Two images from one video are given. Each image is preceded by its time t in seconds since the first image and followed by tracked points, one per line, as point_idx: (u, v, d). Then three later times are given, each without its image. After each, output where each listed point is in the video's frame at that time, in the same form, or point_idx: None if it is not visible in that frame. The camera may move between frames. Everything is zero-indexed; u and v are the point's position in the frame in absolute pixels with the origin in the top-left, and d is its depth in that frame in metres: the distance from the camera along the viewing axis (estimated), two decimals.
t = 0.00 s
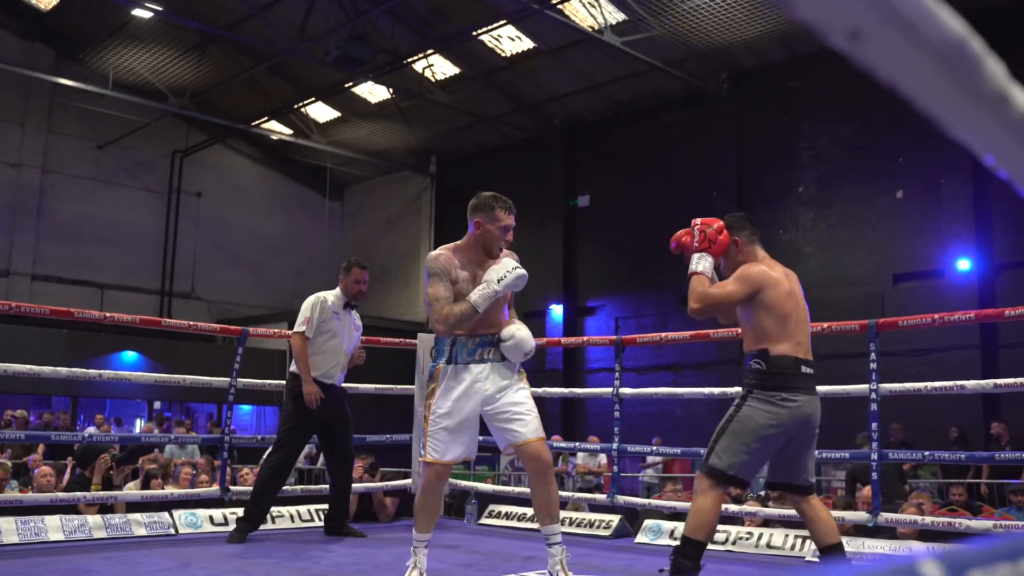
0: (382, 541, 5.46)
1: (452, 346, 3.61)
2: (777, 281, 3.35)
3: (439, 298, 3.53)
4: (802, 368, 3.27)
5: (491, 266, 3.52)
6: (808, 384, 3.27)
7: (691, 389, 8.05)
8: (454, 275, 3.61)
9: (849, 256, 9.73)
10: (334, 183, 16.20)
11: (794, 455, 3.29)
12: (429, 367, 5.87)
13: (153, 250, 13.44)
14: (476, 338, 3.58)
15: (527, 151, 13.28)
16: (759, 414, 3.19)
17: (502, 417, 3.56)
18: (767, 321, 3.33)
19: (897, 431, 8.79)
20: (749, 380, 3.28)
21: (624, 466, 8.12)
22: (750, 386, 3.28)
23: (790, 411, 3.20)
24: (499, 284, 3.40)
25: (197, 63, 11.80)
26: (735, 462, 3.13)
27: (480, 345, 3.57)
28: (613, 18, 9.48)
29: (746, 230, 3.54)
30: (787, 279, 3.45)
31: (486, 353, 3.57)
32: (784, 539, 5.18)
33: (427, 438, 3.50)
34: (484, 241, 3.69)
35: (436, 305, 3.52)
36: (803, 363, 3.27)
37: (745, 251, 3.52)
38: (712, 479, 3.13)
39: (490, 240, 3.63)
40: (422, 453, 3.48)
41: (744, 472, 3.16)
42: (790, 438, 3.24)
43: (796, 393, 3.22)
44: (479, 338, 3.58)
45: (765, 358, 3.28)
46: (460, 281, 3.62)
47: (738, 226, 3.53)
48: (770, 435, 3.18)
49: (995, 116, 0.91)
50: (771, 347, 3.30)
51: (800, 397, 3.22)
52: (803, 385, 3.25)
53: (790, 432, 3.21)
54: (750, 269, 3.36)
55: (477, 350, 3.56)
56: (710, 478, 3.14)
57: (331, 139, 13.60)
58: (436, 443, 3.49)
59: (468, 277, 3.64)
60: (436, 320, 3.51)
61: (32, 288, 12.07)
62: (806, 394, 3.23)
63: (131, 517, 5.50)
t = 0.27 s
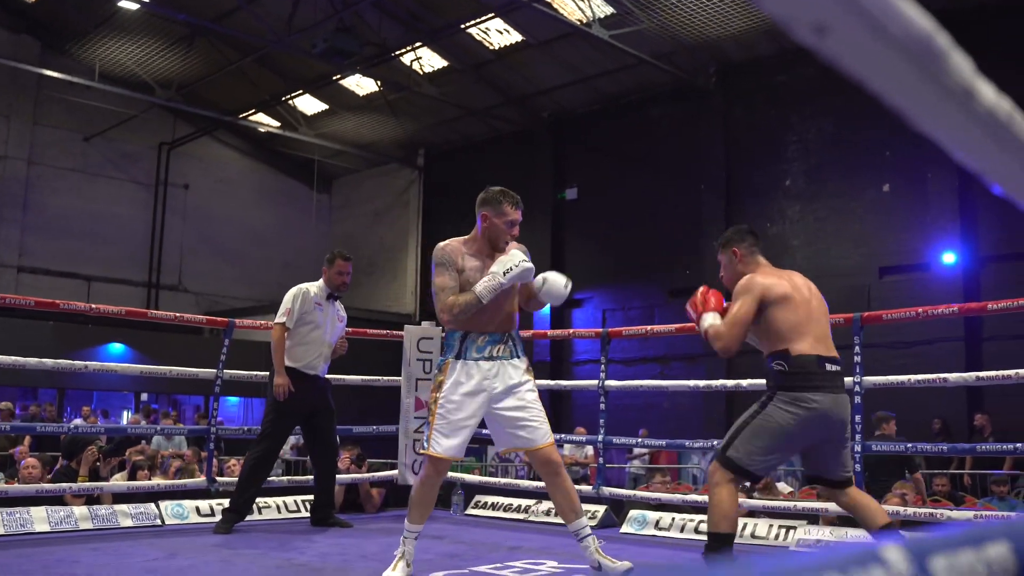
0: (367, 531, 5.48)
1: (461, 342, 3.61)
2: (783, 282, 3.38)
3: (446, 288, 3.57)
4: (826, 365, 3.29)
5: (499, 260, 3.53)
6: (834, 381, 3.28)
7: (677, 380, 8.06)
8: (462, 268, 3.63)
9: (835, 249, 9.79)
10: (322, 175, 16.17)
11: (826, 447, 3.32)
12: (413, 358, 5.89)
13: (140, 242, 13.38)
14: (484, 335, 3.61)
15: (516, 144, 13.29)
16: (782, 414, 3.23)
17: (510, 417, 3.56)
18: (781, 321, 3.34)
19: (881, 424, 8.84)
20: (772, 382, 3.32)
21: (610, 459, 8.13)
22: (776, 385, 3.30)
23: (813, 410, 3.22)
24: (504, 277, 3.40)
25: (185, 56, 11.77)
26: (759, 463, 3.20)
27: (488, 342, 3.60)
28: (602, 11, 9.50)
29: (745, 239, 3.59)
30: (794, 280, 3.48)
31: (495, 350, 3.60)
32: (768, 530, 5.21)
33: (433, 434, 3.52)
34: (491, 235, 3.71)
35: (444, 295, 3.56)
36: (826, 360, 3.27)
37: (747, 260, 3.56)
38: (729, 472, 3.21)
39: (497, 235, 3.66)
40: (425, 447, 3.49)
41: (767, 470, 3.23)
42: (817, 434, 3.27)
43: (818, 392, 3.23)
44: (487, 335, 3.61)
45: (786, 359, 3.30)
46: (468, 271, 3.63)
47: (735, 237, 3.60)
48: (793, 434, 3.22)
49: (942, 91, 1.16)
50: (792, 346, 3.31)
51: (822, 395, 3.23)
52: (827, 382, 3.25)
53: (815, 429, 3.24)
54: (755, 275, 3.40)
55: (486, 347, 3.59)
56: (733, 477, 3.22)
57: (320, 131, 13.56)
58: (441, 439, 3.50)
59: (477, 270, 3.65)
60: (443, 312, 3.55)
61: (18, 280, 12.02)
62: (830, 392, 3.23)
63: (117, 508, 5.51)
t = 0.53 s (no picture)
0: (347, 501, 5.50)
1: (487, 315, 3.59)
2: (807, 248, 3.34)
3: (472, 274, 3.54)
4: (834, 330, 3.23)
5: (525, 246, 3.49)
6: (844, 346, 3.23)
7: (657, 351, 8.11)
8: (490, 250, 3.60)
9: (819, 223, 9.81)
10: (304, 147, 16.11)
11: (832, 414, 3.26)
12: (395, 328, 5.90)
13: (122, 212, 13.28)
14: (510, 310, 3.57)
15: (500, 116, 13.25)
16: (789, 374, 3.15)
17: (531, 393, 3.52)
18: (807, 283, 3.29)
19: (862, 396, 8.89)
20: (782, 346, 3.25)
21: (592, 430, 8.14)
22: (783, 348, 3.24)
23: (821, 369, 3.15)
24: (531, 267, 3.38)
25: (167, 24, 11.62)
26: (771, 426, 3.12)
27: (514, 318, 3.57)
28: None
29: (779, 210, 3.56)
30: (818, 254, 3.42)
31: (519, 324, 3.56)
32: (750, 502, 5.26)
33: (447, 394, 3.51)
34: (522, 215, 3.68)
35: (473, 279, 3.54)
36: (834, 323, 3.22)
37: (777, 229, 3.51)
38: (738, 439, 3.12)
39: (526, 214, 3.63)
40: (438, 406, 3.49)
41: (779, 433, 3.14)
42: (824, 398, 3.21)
43: (826, 353, 3.17)
44: (513, 310, 3.57)
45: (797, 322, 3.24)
46: (497, 254, 3.60)
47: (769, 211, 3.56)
48: (800, 396, 3.14)
49: (893, 39, 1.30)
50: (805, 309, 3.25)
51: (829, 356, 3.17)
52: (835, 346, 3.20)
53: (823, 392, 3.16)
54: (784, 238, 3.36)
55: (510, 321, 3.55)
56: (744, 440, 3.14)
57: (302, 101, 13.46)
58: (456, 402, 3.49)
59: (507, 252, 3.62)
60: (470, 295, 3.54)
61: None
62: (838, 354, 3.18)
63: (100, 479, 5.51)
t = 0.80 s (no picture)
0: (317, 493, 5.50)
1: (472, 300, 3.48)
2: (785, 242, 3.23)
3: (466, 248, 3.37)
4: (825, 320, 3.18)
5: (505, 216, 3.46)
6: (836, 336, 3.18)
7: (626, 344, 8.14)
8: (472, 229, 3.46)
9: (792, 216, 9.84)
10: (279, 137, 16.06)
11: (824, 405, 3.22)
12: (367, 320, 5.83)
13: (94, 203, 13.18)
14: (494, 292, 3.48)
15: (474, 107, 13.27)
16: (788, 369, 3.09)
17: (521, 374, 3.45)
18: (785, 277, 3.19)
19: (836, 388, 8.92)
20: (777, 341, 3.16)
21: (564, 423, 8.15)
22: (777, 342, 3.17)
23: (819, 362, 3.09)
24: (521, 228, 3.37)
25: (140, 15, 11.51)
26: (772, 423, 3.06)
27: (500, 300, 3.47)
28: None
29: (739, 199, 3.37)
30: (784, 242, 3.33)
31: (507, 306, 3.48)
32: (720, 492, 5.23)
33: (452, 393, 3.37)
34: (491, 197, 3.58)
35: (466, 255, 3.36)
36: (825, 314, 3.16)
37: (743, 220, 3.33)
38: (740, 437, 3.06)
39: (498, 194, 3.53)
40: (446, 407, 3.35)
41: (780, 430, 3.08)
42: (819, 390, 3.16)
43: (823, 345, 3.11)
44: (497, 292, 3.48)
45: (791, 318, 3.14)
46: (479, 234, 3.47)
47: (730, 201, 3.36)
48: (801, 390, 3.08)
49: (843, 37, 1.27)
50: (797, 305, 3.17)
51: (827, 348, 3.11)
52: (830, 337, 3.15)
53: (821, 386, 3.11)
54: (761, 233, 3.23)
55: (499, 303, 3.47)
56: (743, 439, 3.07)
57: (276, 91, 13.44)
58: (461, 398, 3.36)
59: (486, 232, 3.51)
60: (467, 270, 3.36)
61: None
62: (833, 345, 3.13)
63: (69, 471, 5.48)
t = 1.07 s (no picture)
0: (293, 489, 5.49)
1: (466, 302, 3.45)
2: (763, 243, 3.15)
3: (455, 268, 3.39)
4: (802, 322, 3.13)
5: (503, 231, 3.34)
6: (815, 337, 3.15)
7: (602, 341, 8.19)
8: (468, 242, 3.45)
9: (771, 212, 9.87)
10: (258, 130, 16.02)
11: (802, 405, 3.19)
12: (345, 316, 5.80)
13: (71, 195, 13.09)
14: (490, 298, 3.44)
15: (454, 102, 13.27)
16: (762, 370, 3.07)
17: (509, 376, 3.41)
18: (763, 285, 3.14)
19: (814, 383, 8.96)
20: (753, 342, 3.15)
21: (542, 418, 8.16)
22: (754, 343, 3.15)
23: (795, 363, 3.07)
24: (509, 255, 3.24)
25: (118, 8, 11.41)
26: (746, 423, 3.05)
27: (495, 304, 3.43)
28: None
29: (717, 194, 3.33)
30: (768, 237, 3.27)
31: (500, 312, 3.43)
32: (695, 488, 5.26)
33: (432, 387, 3.37)
34: (498, 207, 3.52)
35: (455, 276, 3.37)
36: (802, 315, 3.11)
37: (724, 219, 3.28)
38: (716, 435, 3.04)
39: (502, 206, 3.50)
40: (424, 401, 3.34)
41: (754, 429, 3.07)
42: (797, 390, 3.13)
43: (801, 345, 3.08)
44: (493, 298, 3.44)
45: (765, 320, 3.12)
46: (475, 246, 3.45)
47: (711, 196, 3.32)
48: (775, 391, 3.06)
49: (791, 43, 1.07)
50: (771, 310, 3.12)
51: (805, 349, 3.08)
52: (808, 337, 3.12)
53: (798, 385, 3.09)
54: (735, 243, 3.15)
55: (491, 308, 3.42)
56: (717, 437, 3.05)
57: (254, 84, 13.41)
58: (441, 393, 3.35)
59: (485, 243, 3.47)
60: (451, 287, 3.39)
61: None
62: (811, 345, 3.10)
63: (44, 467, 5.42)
